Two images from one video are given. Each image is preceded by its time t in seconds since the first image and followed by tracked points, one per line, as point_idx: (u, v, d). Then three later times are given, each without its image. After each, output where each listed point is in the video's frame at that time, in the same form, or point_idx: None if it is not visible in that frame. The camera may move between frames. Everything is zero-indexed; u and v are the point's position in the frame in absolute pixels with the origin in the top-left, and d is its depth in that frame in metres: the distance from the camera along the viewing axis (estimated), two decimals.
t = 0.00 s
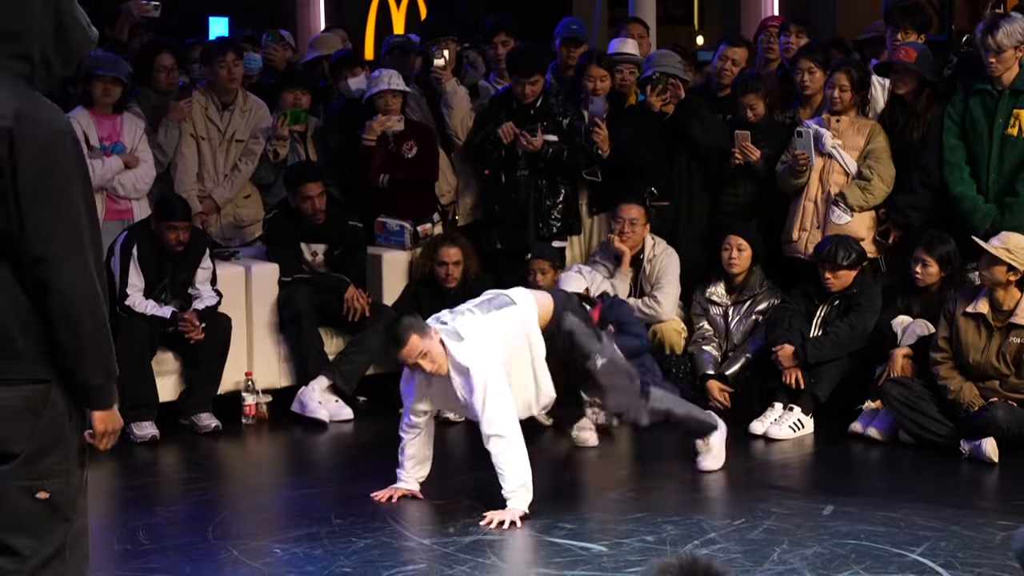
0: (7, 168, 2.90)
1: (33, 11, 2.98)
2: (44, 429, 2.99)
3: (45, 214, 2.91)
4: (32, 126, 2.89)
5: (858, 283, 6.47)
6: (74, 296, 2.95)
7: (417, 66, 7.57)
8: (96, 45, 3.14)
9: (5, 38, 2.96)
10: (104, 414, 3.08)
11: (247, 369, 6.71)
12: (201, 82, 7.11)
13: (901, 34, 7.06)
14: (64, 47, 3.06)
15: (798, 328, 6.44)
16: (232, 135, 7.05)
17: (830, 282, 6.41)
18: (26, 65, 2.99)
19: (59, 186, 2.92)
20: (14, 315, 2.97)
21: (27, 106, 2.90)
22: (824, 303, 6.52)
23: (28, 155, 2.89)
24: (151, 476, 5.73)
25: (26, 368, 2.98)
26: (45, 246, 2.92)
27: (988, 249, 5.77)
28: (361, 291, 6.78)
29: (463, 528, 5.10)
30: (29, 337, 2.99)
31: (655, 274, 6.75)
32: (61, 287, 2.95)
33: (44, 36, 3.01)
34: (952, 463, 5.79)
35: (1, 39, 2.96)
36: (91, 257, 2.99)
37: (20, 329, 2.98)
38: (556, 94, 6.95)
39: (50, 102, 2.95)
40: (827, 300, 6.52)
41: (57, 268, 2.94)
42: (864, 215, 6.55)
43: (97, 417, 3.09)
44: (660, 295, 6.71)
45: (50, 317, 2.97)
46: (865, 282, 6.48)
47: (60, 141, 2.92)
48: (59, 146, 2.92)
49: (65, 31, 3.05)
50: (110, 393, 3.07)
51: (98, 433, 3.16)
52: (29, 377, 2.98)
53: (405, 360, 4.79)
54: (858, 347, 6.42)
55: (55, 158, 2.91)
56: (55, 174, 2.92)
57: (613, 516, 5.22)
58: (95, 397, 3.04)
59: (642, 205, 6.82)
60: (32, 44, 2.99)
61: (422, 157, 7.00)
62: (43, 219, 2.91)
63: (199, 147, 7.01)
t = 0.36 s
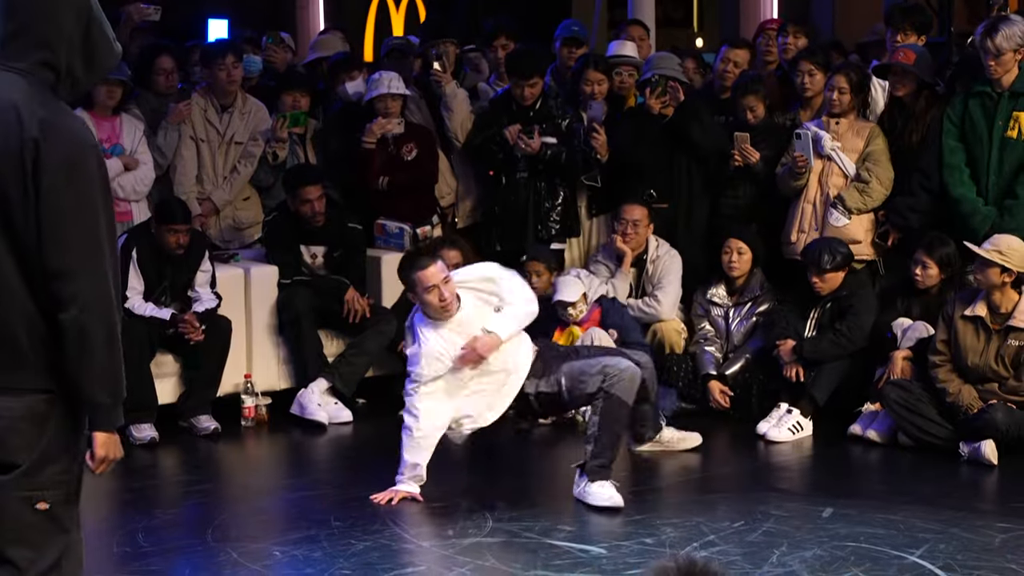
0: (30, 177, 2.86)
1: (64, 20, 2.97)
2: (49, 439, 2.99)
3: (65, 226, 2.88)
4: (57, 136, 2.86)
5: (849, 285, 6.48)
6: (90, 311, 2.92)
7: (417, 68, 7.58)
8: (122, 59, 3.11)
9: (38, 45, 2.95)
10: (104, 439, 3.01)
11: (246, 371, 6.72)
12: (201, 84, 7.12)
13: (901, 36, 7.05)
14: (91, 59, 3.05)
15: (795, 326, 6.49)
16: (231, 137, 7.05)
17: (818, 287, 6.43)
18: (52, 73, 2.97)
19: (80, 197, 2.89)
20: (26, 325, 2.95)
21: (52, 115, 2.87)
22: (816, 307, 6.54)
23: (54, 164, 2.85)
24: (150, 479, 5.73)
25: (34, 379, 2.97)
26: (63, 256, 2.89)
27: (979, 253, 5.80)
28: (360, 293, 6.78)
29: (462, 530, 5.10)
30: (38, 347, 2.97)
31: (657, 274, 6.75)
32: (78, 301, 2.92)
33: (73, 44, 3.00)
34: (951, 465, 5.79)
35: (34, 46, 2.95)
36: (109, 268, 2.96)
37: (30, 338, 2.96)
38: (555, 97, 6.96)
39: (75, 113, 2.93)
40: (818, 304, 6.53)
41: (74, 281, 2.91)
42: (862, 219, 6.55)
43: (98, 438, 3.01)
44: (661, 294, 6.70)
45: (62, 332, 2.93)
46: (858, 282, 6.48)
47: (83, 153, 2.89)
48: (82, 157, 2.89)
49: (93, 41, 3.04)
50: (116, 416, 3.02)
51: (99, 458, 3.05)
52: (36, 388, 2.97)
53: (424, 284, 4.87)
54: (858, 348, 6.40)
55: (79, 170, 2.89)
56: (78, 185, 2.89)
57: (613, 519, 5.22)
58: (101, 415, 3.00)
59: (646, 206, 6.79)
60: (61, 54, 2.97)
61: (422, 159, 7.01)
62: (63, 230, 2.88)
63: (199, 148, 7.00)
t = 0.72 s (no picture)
0: (37, 182, 2.98)
1: (65, 22, 3.07)
2: (54, 444, 3.07)
3: (76, 230, 3.01)
4: (63, 139, 2.98)
5: (849, 285, 6.49)
6: (103, 316, 3.07)
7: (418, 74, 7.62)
8: (122, 61, 3.21)
9: (40, 48, 3.05)
10: (117, 425, 3.23)
11: (247, 375, 6.75)
12: (201, 88, 7.13)
13: (902, 40, 7.05)
14: (92, 61, 3.15)
15: (793, 330, 6.50)
16: (230, 140, 7.05)
17: (816, 291, 6.44)
18: (54, 76, 3.07)
19: (87, 201, 3.02)
20: (34, 334, 3.06)
21: (58, 119, 2.99)
22: (817, 308, 6.49)
23: (62, 169, 2.98)
24: (150, 482, 5.73)
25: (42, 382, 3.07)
26: (73, 261, 3.03)
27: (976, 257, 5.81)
28: (359, 296, 6.76)
29: (462, 534, 5.09)
30: (45, 351, 3.08)
31: (658, 278, 6.76)
32: (88, 303, 3.06)
33: (74, 47, 3.10)
34: (951, 468, 5.79)
35: (37, 49, 3.05)
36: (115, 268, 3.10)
37: (37, 347, 3.07)
38: (554, 100, 6.97)
39: (78, 114, 3.04)
40: (818, 305, 6.49)
41: (84, 289, 3.05)
42: (861, 222, 6.56)
43: (111, 426, 3.22)
44: (661, 298, 6.71)
45: (80, 335, 3.08)
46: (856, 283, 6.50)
47: (90, 156, 3.02)
48: (90, 162, 3.02)
49: (94, 43, 3.14)
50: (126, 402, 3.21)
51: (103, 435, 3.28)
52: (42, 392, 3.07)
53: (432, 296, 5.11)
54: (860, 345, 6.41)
55: (86, 174, 3.02)
56: (84, 190, 3.02)
57: (612, 522, 5.21)
58: (121, 404, 3.19)
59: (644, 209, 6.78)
60: (63, 56, 3.08)
61: (422, 162, 7.03)
62: (72, 234, 3.02)
63: (199, 152, 7.01)
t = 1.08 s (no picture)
0: (39, 178, 2.99)
1: (54, 21, 3.08)
2: (55, 440, 3.10)
3: (78, 226, 3.04)
4: (62, 135, 3.00)
5: (852, 288, 6.49)
6: (104, 310, 3.09)
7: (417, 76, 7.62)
8: (111, 58, 3.21)
9: (31, 48, 3.06)
10: (120, 421, 3.22)
11: (245, 378, 6.73)
12: (200, 91, 7.13)
13: (902, 43, 7.06)
14: (83, 57, 3.15)
15: (793, 332, 6.53)
16: (229, 143, 7.07)
17: (818, 291, 6.43)
18: (47, 74, 3.08)
19: (88, 197, 3.04)
20: (36, 325, 3.08)
21: (57, 115, 3.00)
22: (818, 311, 6.53)
23: (62, 165, 3.00)
24: (149, 485, 5.73)
25: (47, 380, 3.10)
26: (76, 257, 3.05)
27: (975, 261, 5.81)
28: (358, 299, 6.76)
29: (461, 537, 5.09)
30: (50, 349, 3.11)
31: (656, 281, 6.78)
32: (90, 300, 3.08)
33: (64, 46, 3.11)
34: (950, 471, 5.79)
35: (29, 48, 3.06)
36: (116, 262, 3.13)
37: (39, 337, 3.09)
38: (552, 104, 6.96)
39: (74, 110, 3.05)
40: (821, 309, 6.52)
41: (88, 283, 3.07)
42: (860, 226, 6.55)
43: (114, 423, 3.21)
44: (659, 302, 6.73)
45: (81, 328, 3.10)
46: (858, 286, 6.50)
47: (89, 151, 3.03)
48: (89, 158, 3.03)
49: (84, 44, 3.14)
50: (129, 401, 3.20)
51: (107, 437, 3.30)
52: (48, 390, 3.10)
53: (443, 305, 5.13)
54: (861, 350, 6.41)
55: (87, 170, 3.03)
56: (84, 186, 3.03)
57: (611, 525, 5.21)
58: (121, 402, 3.18)
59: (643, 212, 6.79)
60: (54, 55, 3.09)
61: (420, 166, 7.04)
62: (74, 230, 3.04)
63: (198, 155, 7.02)
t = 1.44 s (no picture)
0: (37, 176, 3.00)
1: (42, 22, 3.08)
2: (55, 437, 3.12)
3: (75, 222, 3.04)
4: (59, 133, 3.01)
5: (853, 291, 6.47)
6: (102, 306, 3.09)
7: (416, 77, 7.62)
8: (99, 57, 3.22)
9: (23, 48, 3.07)
10: (110, 417, 3.18)
11: (243, 380, 6.73)
12: (198, 93, 7.13)
13: (900, 45, 7.07)
14: (71, 58, 3.15)
15: (793, 333, 6.54)
16: (227, 146, 7.06)
17: (822, 291, 6.44)
18: (39, 75, 3.09)
19: (87, 197, 3.05)
20: (33, 318, 3.09)
21: (53, 113, 3.01)
22: (819, 313, 6.53)
23: (59, 163, 3.00)
24: (147, 487, 5.73)
25: (45, 375, 3.11)
26: (74, 252, 3.05)
27: (976, 264, 5.80)
28: (356, 301, 6.76)
29: (459, 539, 5.09)
30: (49, 344, 3.12)
31: (655, 283, 6.77)
32: (88, 294, 3.08)
33: (53, 46, 3.10)
34: (948, 473, 5.79)
35: (21, 50, 3.06)
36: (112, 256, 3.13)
37: (37, 332, 3.10)
38: (552, 105, 6.98)
39: (67, 108, 3.05)
40: (822, 310, 6.53)
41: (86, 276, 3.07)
42: (859, 228, 6.56)
43: (104, 420, 3.17)
44: (658, 304, 6.74)
45: (74, 321, 3.09)
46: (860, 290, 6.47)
47: (84, 147, 3.04)
48: (85, 155, 3.04)
49: (72, 44, 3.15)
50: (121, 396, 3.19)
51: (98, 433, 3.25)
52: (45, 385, 3.11)
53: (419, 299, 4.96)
54: (861, 354, 6.40)
55: (84, 168, 3.04)
56: (83, 185, 3.04)
57: (608, 528, 5.21)
58: (112, 397, 3.17)
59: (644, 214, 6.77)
60: (45, 55, 3.09)
61: (419, 168, 7.04)
62: (70, 226, 3.04)
63: (195, 158, 7.01)
